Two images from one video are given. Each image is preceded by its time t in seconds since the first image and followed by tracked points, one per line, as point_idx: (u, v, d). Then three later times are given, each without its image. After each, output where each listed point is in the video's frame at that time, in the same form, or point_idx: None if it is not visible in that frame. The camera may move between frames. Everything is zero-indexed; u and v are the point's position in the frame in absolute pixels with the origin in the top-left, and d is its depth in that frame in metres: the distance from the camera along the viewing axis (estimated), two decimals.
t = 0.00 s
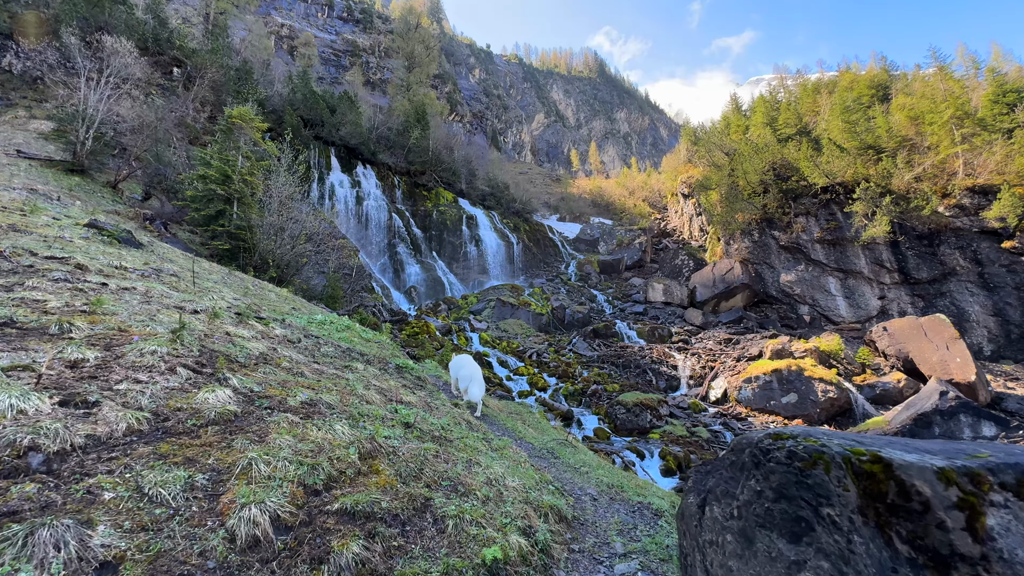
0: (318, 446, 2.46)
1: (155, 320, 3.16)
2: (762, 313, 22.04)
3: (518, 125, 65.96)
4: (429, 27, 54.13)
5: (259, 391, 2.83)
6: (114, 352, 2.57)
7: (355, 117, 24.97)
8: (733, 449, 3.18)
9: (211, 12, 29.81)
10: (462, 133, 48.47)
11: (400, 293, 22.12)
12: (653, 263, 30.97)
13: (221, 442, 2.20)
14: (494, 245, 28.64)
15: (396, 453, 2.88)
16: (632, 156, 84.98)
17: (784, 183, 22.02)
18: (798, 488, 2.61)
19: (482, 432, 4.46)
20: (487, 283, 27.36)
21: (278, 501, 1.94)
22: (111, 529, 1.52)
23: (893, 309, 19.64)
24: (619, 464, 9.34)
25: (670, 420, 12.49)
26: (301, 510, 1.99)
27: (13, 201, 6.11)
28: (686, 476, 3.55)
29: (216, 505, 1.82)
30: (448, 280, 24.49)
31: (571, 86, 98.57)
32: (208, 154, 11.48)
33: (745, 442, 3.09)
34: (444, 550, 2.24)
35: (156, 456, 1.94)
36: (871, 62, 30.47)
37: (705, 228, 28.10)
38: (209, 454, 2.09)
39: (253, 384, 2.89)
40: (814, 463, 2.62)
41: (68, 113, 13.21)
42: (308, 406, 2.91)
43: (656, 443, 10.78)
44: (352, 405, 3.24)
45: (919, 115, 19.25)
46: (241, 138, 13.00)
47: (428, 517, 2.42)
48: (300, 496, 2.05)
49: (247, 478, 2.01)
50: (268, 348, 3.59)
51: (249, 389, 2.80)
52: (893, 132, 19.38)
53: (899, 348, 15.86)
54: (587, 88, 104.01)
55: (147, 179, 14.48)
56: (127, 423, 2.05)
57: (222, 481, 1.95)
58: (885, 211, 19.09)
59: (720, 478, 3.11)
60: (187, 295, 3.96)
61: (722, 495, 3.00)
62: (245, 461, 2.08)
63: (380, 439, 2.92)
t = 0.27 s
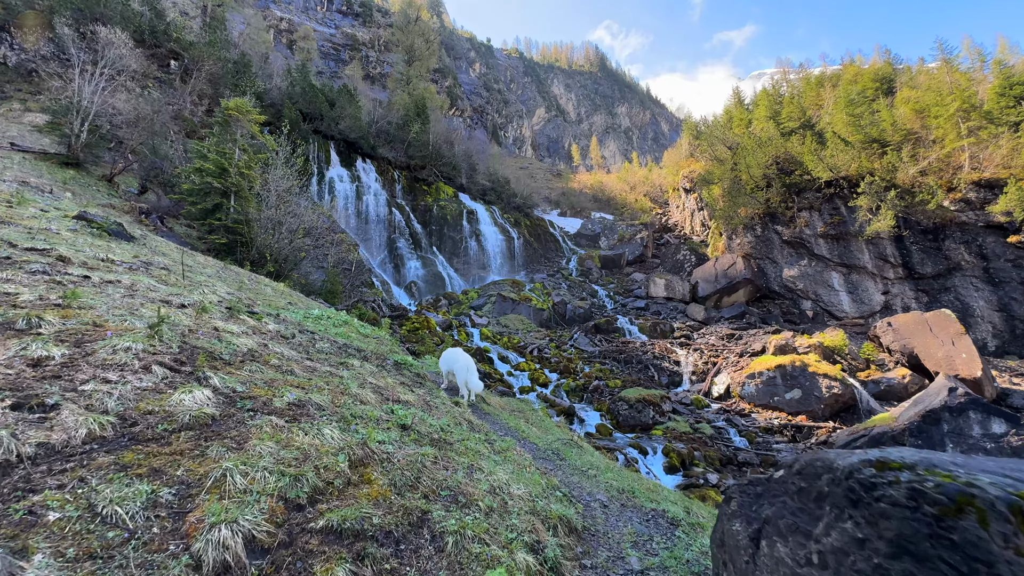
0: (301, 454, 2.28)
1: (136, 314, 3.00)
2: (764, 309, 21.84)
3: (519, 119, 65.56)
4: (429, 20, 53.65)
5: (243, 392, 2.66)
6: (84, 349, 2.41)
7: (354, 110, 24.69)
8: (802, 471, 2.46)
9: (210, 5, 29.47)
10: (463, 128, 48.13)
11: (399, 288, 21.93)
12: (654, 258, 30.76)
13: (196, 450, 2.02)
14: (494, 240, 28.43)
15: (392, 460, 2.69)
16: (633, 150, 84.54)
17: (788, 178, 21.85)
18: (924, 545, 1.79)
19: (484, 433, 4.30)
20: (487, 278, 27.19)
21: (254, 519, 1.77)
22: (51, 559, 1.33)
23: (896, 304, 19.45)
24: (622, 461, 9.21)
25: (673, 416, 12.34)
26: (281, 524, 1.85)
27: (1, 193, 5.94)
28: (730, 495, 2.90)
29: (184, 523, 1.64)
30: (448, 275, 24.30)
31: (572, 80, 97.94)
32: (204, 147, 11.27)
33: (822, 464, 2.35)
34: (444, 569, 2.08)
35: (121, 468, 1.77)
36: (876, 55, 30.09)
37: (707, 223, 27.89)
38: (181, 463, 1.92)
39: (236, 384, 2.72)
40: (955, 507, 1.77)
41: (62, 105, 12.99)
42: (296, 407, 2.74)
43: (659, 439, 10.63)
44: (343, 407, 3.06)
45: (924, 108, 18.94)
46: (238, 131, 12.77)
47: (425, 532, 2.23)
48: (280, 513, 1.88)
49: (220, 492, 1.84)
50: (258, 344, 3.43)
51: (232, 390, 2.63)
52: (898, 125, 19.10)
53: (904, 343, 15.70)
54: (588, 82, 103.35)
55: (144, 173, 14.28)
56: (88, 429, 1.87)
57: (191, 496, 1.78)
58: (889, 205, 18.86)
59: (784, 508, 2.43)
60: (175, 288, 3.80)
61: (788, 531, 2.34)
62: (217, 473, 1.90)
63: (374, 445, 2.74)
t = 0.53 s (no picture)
0: (281, 470, 2.01)
1: (116, 313, 2.85)
2: (768, 303, 21.63)
3: (521, 113, 65.10)
4: (431, 13, 53.14)
5: (223, 396, 2.47)
6: (50, 352, 2.25)
7: (355, 104, 24.47)
8: (887, 526, 2.04)
9: None
10: (464, 121, 47.81)
11: (401, 283, 21.80)
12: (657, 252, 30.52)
13: (161, 466, 1.79)
14: (496, 234, 28.24)
15: (381, 473, 2.36)
16: (635, 144, 83.95)
17: (793, 170, 21.42)
18: None
19: (484, 436, 4.16)
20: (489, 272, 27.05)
21: (221, 550, 1.52)
22: None
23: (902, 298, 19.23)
24: (625, 458, 9.09)
25: (677, 412, 12.21)
26: (251, 559, 1.55)
27: None
28: (772, 535, 2.42)
29: (139, 553, 1.42)
30: (450, 269, 24.17)
31: (575, 73, 97.15)
32: (202, 140, 11.10)
33: (919, 520, 1.94)
34: None
35: (71, 489, 1.55)
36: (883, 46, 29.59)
37: (711, 217, 27.67)
38: (143, 481, 1.69)
39: (216, 388, 2.52)
40: None
41: (59, 98, 12.86)
42: (280, 412, 2.52)
43: (663, 436, 10.51)
44: (332, 412, 2.82)
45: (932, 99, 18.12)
46: (236, 123, 12.59)
47: (417, 559, 1.90)
48: (251, 540, 1.61)
49: (184, 518, 1.59)
50: (245, 343, 3.27)
51: (210, 395, 2.43)
52: (906, 117, 18.57)
53: (911, 338, 15.47)
54: (591, 75, 102.52)
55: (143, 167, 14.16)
56: (41, 444, 1.68)
57: (149, 524, 1.53)
58: (897, 198, 18.55)
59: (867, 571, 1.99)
60: (163, 284, 3.67)
61: None
62: (183, 494, 1.66)
63: (362, 456, 2.41)
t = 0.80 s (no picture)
0: (243, 474, 1.85)
1: (89, 303, 2.72)
2: (775, 295, 21.37)
3: (525, 104, 64.47)
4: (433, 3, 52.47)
5: (192, 391, 2.33)
6: (2, 344, 2.11)
7: (357, 95, 24.24)
8: None
9: None
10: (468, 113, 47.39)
11: (404, 275, 21.71)
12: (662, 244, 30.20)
13: (104, 470, 1.64)
14: (500, 226, 28.04)
15: (359, 476, 2.19)
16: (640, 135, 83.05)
17: (801, 160, 20.98)
18: None
19: (480, 432, 4.02)
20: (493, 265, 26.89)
21: (161, 567, 1.37)
22: None
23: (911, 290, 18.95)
24: (629, 452, 8.96)
25: (681, 405, 12.08)
26: None
27: None
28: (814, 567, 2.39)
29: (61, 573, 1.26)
30: (454, 261, 24.03)
31: (579, 63, 96.05)
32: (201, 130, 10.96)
33: None
34: None
35: None
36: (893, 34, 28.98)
37: (716, 208, 27.32)
38: (80, 489, 1.53)
39: (184, 382, 2.37)
40: None
41: (57, 89, 12.72)
42: (251, 409, 2.37)
43: (667, 428, 10.39)
44: (311, 408, 2.66)
45: (945, 86, 17.69)
46: (235, 114, 12.43)
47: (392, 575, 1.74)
48: (199, 558, 1.46)
49: (121, 532, 1.43)
50: (228, 335, 3.13)
51: (176, 391, 2.28)
52: (917, 105, 18.09)
53: (921, 330, 15.20)
54: (595, 65, 101.32)
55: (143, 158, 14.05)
56: None
57: (77, 540, 1.37)
58: (908, 187, 18.17)
59: None
60: (148, 274, 3.54)
61: None
62: (123, 504, 1.50)
63: (338, 457, 2.25)
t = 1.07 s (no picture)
0: (185, 495, 1.58)
1: (58, 295, 2.56)
2: (785, 286, 20.98)
3: (531, 94, 63.72)
4: None
5: (147, 394, 2.08)
6: None
7: (361, 85, 23.98)
8: None
9: None
10: (473, 104, 46.93)
11: (409, 267, 21.57)
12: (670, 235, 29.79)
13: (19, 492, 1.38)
14: (506, 218, 27.77)
15: (330, 494, 1.92)
16: (648, 125, 81.88)
17: (813, 148, 20.55)
18: None
19: (475, 433, 3.77)
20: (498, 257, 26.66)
21: None
22: None
23: (926, 281, 18.49)
24: (636, 446, 8.79)
25: (689, 398, 11.88)
26: None
27: None
28: None
29: None
30: (459, 253, 23.85)
31: (586, 52, 94.73)
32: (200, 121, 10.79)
33: None
34: None
35: None
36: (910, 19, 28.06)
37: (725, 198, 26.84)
38: None
39: (140, 384, 2.12)
40: None
41: (57, 80, 12.60)
42: (213, 415, 2.11)
43: (674, 422, 10.20)
44: (285, 412, 2.41)
45: (964, 70, 17.06)
46: (235, 104, 12.26)
47: None
48: None
49: (16, 575, 1.18)
50: (206, 330, 2.94)
51: (130, 393, 2.03)
52: (934, 90, 17.54)
53: (936, 322, 14.82)
54: (602, 54, 99.86)
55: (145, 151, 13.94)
56: None
57: None
58: (922, 175, 17.69)
59: None
60: (132, 266, 3.40)
61: None
62: (25, 536, 1.24)
63: (305, 471, 1.96)
